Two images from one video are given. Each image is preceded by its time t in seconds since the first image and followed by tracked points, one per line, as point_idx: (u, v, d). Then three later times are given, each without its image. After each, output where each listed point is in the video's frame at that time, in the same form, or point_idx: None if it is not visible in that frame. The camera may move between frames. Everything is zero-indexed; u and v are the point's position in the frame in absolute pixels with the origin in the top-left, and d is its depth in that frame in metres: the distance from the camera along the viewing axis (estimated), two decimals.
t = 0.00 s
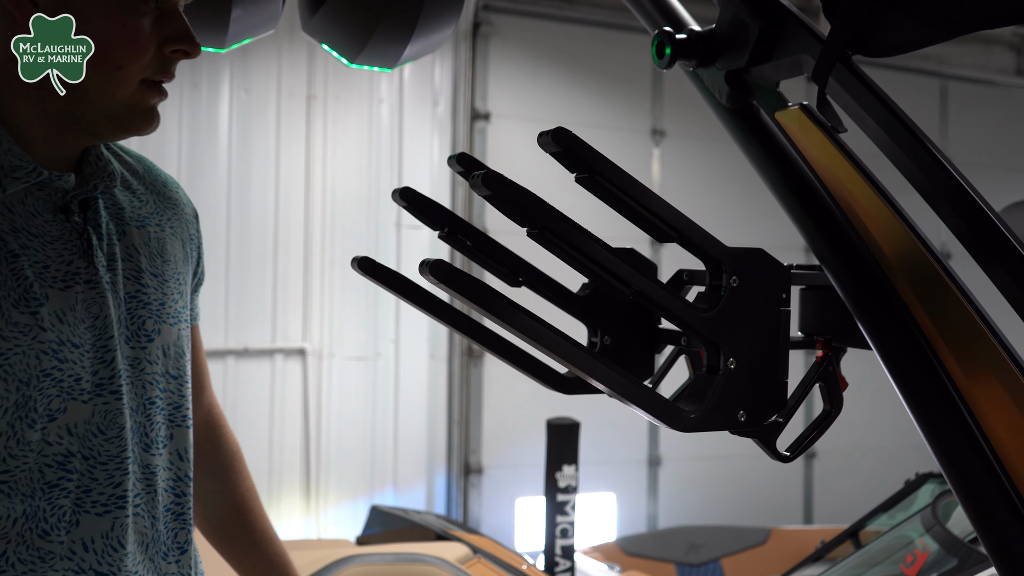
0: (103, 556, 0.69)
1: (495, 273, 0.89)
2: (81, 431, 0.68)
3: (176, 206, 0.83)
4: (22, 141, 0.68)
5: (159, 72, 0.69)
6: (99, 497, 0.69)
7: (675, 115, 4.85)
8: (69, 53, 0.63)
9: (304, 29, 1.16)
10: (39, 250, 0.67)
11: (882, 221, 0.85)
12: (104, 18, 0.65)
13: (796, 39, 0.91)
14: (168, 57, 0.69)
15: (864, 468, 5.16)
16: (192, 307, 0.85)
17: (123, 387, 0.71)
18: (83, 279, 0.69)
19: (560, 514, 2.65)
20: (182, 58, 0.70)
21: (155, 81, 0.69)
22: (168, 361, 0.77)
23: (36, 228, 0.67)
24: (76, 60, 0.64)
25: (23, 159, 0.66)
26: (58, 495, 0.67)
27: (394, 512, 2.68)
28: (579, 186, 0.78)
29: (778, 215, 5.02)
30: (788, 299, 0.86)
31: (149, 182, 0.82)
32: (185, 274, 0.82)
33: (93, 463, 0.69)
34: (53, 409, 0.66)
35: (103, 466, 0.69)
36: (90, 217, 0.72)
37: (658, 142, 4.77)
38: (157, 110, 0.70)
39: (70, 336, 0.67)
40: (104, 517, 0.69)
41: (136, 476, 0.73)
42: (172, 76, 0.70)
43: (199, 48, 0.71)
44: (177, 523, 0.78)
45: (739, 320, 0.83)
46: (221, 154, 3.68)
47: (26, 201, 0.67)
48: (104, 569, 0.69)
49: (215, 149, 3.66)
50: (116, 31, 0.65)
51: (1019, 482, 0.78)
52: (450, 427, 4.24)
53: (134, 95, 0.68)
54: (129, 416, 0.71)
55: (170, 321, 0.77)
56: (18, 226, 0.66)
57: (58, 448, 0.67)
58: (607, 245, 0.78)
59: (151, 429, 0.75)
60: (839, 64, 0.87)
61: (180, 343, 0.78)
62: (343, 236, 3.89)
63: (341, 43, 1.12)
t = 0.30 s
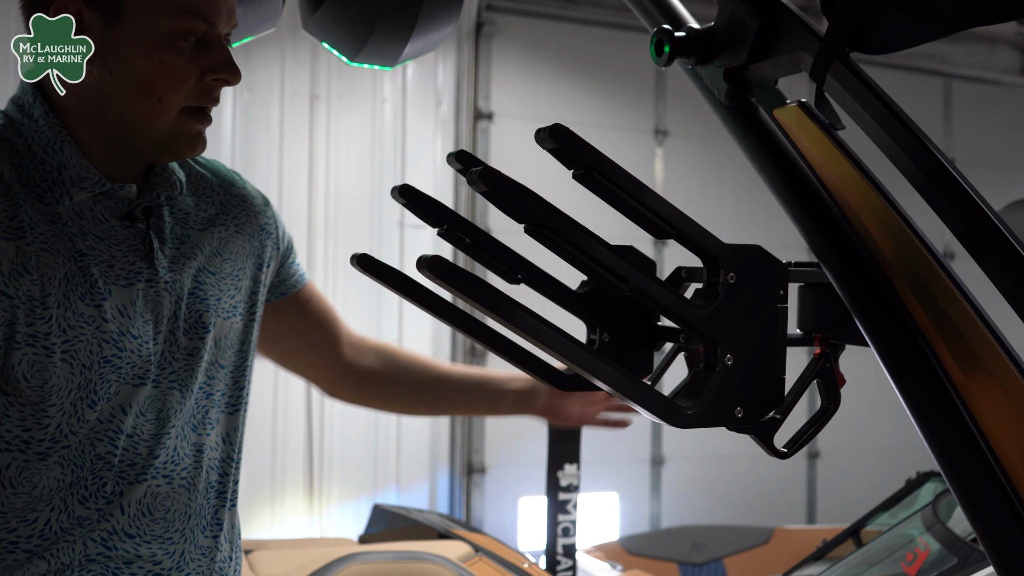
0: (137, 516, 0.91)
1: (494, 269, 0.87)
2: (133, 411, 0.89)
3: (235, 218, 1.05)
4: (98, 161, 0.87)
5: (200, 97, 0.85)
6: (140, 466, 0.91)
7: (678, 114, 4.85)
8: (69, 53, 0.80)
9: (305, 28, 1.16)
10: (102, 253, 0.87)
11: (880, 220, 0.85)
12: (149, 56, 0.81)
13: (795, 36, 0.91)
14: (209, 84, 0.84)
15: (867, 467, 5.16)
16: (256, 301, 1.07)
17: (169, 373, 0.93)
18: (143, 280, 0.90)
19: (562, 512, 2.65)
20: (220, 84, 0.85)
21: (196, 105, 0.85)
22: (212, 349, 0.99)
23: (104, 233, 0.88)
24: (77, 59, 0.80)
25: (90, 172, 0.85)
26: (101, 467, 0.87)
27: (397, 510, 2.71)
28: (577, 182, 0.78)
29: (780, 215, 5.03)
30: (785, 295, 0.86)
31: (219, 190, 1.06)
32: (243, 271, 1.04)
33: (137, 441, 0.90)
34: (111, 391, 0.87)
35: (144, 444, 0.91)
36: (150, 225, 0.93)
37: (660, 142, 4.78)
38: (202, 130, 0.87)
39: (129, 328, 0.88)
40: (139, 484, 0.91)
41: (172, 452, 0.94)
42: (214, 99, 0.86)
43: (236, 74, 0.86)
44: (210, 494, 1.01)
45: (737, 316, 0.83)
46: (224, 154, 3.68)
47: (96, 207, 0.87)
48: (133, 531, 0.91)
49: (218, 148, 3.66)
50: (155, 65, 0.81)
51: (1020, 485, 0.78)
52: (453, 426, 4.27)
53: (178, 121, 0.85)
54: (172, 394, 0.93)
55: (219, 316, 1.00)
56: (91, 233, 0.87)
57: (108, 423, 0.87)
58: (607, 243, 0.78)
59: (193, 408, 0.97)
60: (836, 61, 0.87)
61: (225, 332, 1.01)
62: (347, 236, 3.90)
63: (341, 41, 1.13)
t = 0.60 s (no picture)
0: (130, 490, 0.95)
1: (489, 268, 0.88)
2: (127, 393, 0.93)
3: (258, 205, 1.06)
4: (97, 167, 0.92)
5: (176, 107, 0.85)
6: (134, 445, 0.95)
7: (680, 115, 4.86)
8: (69, 53, 0.82)
9: (303, 30, 1.18)
10: (98, 244, 0.91)
11: (872, 220, 0.85)
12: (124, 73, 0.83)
13: (787, 37, 0.92)
14: (185, 93, 0.85)
15: (869, 467, 5.17)
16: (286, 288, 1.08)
17: (162, 359, 0.96)
18: (141, 270, 0.93)
19: (562, 512, 2.67)
20: (195, 94, 0.85)
21: (174, 114, 0.86)
22: (223, 335, 1.00)
23: (102, 228, 0.91)
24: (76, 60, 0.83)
25: (83, 175, 0.89)
26: (95, 442, 0.93)
27: (399, 510, 2.73)
28: (569, 183, 0.79)
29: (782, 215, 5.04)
30: (778, 295, 0.87)
31: (243, 180, 1.08)
32: (263, 255, 1.04)
33: (133, 420, 0.94)
34: (105, 373, 0.91)
35: (141, 424, 0.95)
36: (154, 215, 0.95)
37: (663, 142, 4.78)
38: (187, 138, 0.88)
39: (121, 316, 0.91)
40: (132, 460, 0.95)
41: (172, 431, 0.97)
42: (193, 107, 0.86)
43: (211, 83, 0.86)
44: (218, 475, 1.01)
45: (729, 315, 0.84)
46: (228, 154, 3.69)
47: (98, 206, 0.91)
48: (124, 502, 0.95)
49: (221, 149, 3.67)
50: (126, 80, 0.83)
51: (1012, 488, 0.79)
52: (456, 425, 4.28)
53: (160, 129, 0.86)
54: (168, 378, 0.96)
55: (231, 301, 1.01)
56: (88, 226, 0.91)
57: (101, 403, 0.92)
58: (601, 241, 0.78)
59: (200, 390, 0.99)
60: (828, 62, 0.87)
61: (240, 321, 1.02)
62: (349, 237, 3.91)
63: (340, 42, 1.13)
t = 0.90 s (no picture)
0: (114, 483, 0.98)
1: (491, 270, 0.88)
2: (117, 386, 0.97)
3: (260, 207, 1.09)
4: (106, 164, 0.96)
5: (186, 105, 0.88)
6: (121, 438, 0.98)
7: (684, 115, 4.87)
8: (70, 54, 0.87)
9: (307, 32, 1.19)
10: (97, 239, 0.95)
11: (869, 222, 0.86)
12: (136, 72, 0.86)
13: (785, 39, 0.92)
14: (196, 91, 0.87)
15: (872, 467, 5.17)
16: (284, 290, 1.10)
17: (154, 354, 0.99)
18: (138, 267, 0.97)
19: (565, 511, 2.68)
20: (207, 91, 0.88)
21: (184, 112, 0.88)
22: (217, 334, 1.03)
23: (104, 224, 0.96)
24: (77, 60, 0.88)
25: (88, 170, 0.93)
26: (83, 434, 0.96)
27: (401, 509, 2.75)
28: (569, 184, 0.80)
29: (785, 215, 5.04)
30: (776, 295, 0.87)
31: (248, 182, 1.11)
32: (263, 257, 1.08)
33: (122, 413, 0.98)
34: (95, 367, 0.95)
35: (129, 417, 0.98)
36: (156, 214, 0.99)
37: (667, 142, 4.79)
38: (197, 135, 0.90)
39: (112, 311, 0.95)
40: (118, 452, 0.98)
41: (159, 426, 1.00)
42: (204, 105, 0.89)
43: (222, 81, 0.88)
44: (202, 472, 1.04)
45: (727, 315, 0.85)
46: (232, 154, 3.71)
47: (101, 202, 0.96)
48: (107, 494, 0.98)
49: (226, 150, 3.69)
50: (139, 78, 0.86)
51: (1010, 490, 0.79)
52: (460, 424, 4.29)
53: (171, 125, 0.88)
54: (157, 373, 0.99)
55: (228, 300, 1.04)
56: (90, 222, 0.95)
57: (91, 395, 0.96)
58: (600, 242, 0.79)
59: (190, 387, 1.02)
60: (826, 63, 0.88)
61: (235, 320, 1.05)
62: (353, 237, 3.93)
63: (344, 45, 1.15)
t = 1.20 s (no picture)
0: (108, 478, 1.00)
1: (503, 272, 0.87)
2: (117, 381, 0.99)
3: (272, 208, 1.11)
4: (118, 160, 0.98)
5: (203, 102, 0.90)
6: (119, 433, 1.00)
7: (689, 114, 4.87)
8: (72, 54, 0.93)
9: (314, 31, 1.19)
10: (107, 234, 0.97)
11: (880, 220, 0.85)
12: (156, 70, 0.89)
13: (796, 37, 0.92)
14: (213, 90, 0.90)
15: (877, 466, 5.15)
16: (287, 294, 1.12)
17: (156, 351, 1.01)
18: (145, 263, 0.99)
19: (570, 511, 2.68)
20: (222, 91, 0.90)
21: (200, 109, 0.91)
22: (220, 334, 1.05)
23: (114, 220, 0.98)
24: (73, 60, 0.94)
25: (101, 165, 0.95)
26: (79, 428, 0.98)
27: (406, 509, 2.76)
28: (579, 183, 0.79)
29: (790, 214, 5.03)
30: (786, 295, 0.87)
31: (259, 183, 1.13)
32: (271, 259, 1.10)
33: (119, 408, 0.99)
34: (97, 361, 0.97)
35: (126, 413, 1.00)
36: (166, 212, 1.02)
37: (672, 142, 4.79)
38: (209, 135, 0.92)
39: (116, 306, 0.97)
40: (114, 448, 1.00)
41: (157, 423, 1.02)
42: (219, 105, 0.91)
43: (238, 80, 0.91)
44: (196, 472, 1.05)
45: (737, 314, 0.84)
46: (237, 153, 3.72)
47: (111, 198, 0.98)
48: (100, 489, 0.99)
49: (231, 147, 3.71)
50: (157, 74, 0.89)
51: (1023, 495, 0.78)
52: (465, 424, 4.28)
53: (185, 124, 0.91)
54: (157, 370, 1.01)
55: (233, 300, 1.06)
56: (100, 218, 0.97)
57: (90, 388, 0.97)
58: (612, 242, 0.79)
59: (190, 386, 1.04)
60: (836, 62, 0.88)
61: (239, 321, 1.07)
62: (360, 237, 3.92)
63: (351, 43, 1.15)
